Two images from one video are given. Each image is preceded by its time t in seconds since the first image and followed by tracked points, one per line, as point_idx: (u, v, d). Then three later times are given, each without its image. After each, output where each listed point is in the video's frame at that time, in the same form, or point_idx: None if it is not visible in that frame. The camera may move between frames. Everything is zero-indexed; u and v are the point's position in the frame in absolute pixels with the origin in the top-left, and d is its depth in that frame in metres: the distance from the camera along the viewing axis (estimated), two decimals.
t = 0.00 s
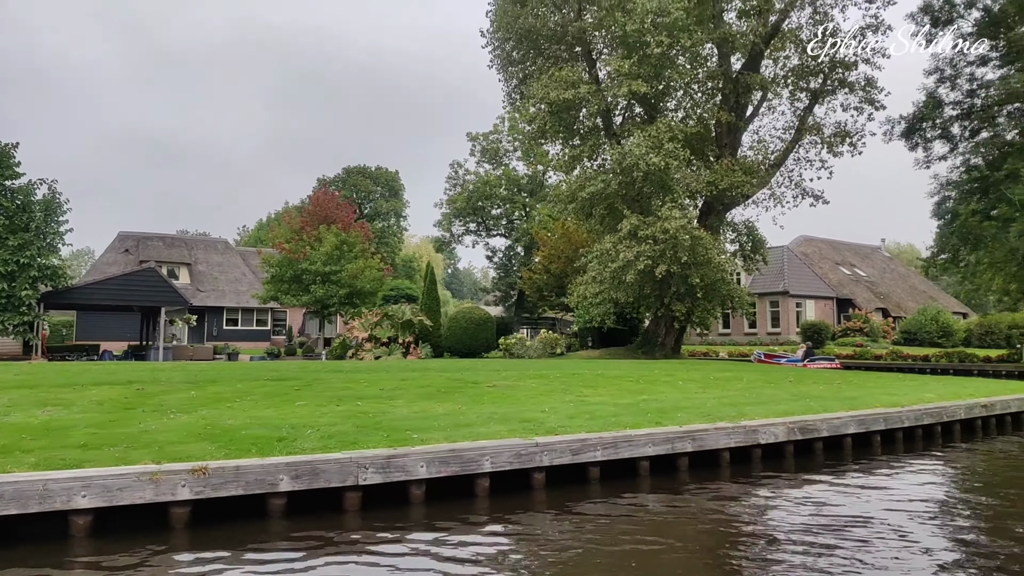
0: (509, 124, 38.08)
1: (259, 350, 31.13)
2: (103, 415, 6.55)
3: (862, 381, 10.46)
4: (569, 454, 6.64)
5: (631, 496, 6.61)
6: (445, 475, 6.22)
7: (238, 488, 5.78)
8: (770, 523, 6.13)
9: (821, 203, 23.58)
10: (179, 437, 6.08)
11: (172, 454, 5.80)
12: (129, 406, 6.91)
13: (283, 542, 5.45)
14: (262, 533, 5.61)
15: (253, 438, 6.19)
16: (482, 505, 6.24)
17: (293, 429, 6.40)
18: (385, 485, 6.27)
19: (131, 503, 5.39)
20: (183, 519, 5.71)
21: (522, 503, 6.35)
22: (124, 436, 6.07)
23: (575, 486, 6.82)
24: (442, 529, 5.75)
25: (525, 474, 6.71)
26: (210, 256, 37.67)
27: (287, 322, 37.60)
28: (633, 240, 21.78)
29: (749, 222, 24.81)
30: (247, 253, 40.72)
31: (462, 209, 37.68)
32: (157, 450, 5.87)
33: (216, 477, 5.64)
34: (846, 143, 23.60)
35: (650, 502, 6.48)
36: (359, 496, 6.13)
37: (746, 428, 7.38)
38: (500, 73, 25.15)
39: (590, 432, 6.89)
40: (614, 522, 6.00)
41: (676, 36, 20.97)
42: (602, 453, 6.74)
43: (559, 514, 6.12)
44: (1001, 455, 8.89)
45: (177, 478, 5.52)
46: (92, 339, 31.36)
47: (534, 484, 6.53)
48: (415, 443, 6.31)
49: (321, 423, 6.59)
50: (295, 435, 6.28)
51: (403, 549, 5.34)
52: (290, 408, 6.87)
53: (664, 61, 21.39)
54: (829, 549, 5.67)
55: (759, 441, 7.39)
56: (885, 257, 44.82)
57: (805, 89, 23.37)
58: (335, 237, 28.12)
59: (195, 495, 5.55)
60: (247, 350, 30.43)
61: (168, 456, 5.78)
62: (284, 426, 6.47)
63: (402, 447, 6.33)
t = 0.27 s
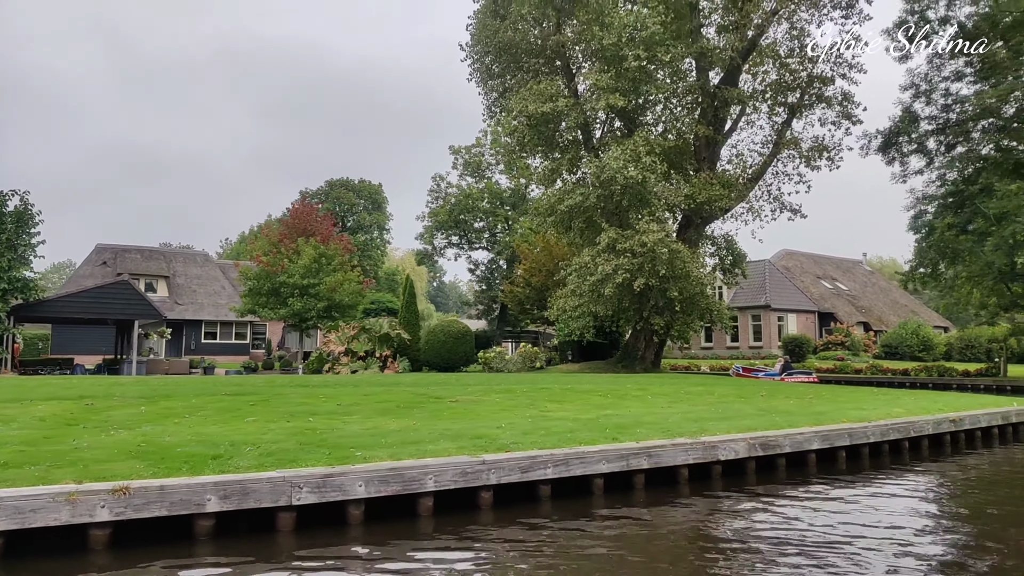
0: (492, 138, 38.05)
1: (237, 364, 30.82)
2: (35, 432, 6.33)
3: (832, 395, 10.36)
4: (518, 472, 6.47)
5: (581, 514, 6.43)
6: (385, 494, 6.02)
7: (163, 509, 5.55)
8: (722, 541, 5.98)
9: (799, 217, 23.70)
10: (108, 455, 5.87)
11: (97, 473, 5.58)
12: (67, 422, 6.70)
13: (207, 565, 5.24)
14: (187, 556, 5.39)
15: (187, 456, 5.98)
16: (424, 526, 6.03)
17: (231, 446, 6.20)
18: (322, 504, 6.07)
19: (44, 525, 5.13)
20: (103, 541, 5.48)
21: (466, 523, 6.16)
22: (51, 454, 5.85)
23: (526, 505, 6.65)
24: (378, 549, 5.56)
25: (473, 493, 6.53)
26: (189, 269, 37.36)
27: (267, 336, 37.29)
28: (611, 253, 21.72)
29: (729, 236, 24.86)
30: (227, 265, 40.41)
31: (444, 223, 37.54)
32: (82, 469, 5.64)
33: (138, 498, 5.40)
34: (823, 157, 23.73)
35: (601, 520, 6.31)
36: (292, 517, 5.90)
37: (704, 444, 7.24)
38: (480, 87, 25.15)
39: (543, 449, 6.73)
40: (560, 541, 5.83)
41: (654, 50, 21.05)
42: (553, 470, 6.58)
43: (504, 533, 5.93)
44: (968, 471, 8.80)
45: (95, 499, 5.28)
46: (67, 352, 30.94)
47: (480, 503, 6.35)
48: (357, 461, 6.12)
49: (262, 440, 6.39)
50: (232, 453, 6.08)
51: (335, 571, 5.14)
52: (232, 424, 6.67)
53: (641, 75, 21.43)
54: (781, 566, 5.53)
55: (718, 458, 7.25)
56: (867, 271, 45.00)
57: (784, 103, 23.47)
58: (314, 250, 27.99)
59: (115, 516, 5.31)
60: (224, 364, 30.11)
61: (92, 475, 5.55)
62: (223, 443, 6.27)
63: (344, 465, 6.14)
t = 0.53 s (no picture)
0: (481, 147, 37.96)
1: (222, 373, 30.58)
2: None
3: (810, 406, 10.22)
4: (472, 485, 6.30)
5: (537, 529, 6.26)
6: (330, 509, 5.83)
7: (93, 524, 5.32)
8: (681, 555, 5.82)
9: (786, 226, 23.67)
10: (42, 469, 5.67)
11: (26, 488, 5.36)
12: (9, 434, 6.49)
13: None
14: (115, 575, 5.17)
15: (125, 469, 5.79)
16: (370, 541, 5.84)
17: (173, 459, 6.00)
18: (265, 520, 5.87)
19: None
20: (26, 558, 5.24)
21: (415, 538, 5.98)
22: None
23: (481, 520, 6.46)
24: (319, 565, 5.36)
25: (425, 508, 6.35)
26: (175, 278, 37.12)
27: (254, 346, 37.05)
28: (596, 262, 21.60)
29: (715, 245, 24.80)
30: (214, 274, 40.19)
31: (433, 232, 37.37)
32: (13, 483, 5.44)
33: (64, 513, 5.16)
34: (810, 167, 23.72)
35: (558, 535, 6.13)
36: (230, 533, 5.69)
37: (669, 456, 7.10)
38: (467, 95, 25.08)
39: (501, 461, 6.57)
40: (511, 556, 5.65)
41: (638, 59, 21.03)
42: (510, 483, 6.41)
43: (453, 549, 5.75)
44: (945, 484, 8.66)
45: (18, 514, 5.04)
46: (49, 361, 30.65)
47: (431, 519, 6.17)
48: (303, 474, 5.94)
49: (208, 453, 6.20)
50: (174, 467, 5.89)
51: None
52: (179, 436, 6.47)
53: (627, 84, 21.37)
54: None
55: (685, 470, 7.09)
56: (856, 280, 44.99)
57: (770, 112, 23.44)
58: (300, 258, 27.83)
59: (39, 532, 5.06)
60: (209, 374, 29.86)
61: (21, 489, 5.34)
62: (167, 455, 6.08)
63: (290, 479, 5.95)
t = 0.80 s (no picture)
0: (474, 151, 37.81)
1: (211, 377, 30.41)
2: None
3: (791, 410, 10.08)
4: (428, 494, 6.14)
5: (494, 538, 6.10)
6: (276, 519, 5.66)
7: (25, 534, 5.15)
8: (640, 565, 5.67)
9: (777, 230, 23.59)
10: None
11: None
12: None
13: None
14: None
15: (65, 477, 5.63)
16: (317, 552, 5.69)
17: (118, 467, 5.84)
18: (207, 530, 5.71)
19: None
20: None
21: (366, 549, 5.83)
22: None
23: (438, 530, 6.31)
24: None
25: (379, 516, 6.19)
26: (166, 282, 36.94)
27: (245, 350, 36.87)
28: (586, 266, 21.46)
29: (707, 249, 24.69)
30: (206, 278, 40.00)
31: (426, 236, 37.18)
32: None
33: None
34: (801, 170, 23.62)
35: (516, 544, 5.98)
36: (168, 544, 5.54)
37: (637, 462, 6.94)
38: (457, 99, 24.96)
39: (462, 468, 6.42)
40: (463, 566, 5.49)
41: (628, 62, 20.92)
42: (469, 491, 6.26)
43: (404, 559, 5.59)
44: (925, 490, 8.51)
45: None
46: (37, 365, 30.43)
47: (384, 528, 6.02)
48: (251, 482, 5.78)
49: (155, 460, 6.04)
50: (117, 474, 5.72)
51: None
52: (128, 442, 6.31)
53: (616, 87, 21.24)
54: None
55: (653, 477, 6.95)
56: (851, 285, 44.88)
57: (762, 116, 23.34)
58: (289, 262, 27.69)
59: None
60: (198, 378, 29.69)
61: None
62: (113, 462, 5.92)
63: (238, 486, 5.79)
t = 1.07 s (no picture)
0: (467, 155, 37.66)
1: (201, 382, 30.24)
2: None
3: (773, 415, 9.96)
4: (382, 502, 5.99)
5: (450, 547, 5.95)
6: (219, 528, 5.48)
7: None
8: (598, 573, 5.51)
9: (769, 234, 23.50)
10: None
11: None
12: None
13: None
14: None
15: (3, 484, 5.46)
16: (264, 562, 5.53)
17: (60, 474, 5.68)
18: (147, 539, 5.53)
19: None
20: None
21: (314, 558, 5.67)
22: None
23: (393, 538, 6.15)
24: None
25: (330, 525, 6.04)
26: (158, 285, 36.76)
27: (237, 354, 36.69)
28: (575, 270, 21.32)
29: (698, 253, 24.58)
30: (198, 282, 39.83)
31: (418, 239, 36.98)
32: None
33: None
34: (793, 174, 23.51)
35: (472, 552, 5.83)
36: (104, 555, 5.35)
37: (606, 468, 6.81)
38: (448, 101, 24.83)
39: (424, 475, 6.28)
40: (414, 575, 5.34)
41: (618, 65, 20.82)
42: (426, 499, 6.12)
43: (352, 569, 5.43)
44: (905, 496, 8.39)
45: None
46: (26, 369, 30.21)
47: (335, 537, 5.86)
48: (197, 490, 5.62)
49: (101, 466, 5.89)
50: (58, 481, 5.56)
51: None
52: (76, 449, 6.16)
53: (606, 89, 21.10)
54: None
55: (621, 484, 6.81)
56: (846, 289, 44.77)
57: (753, 119, 23.21)
58: (280, 266, 27.57)
59: None
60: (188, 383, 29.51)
61: None
62: (56, 469, 5.76)
63: (184, 494, 5.63)
